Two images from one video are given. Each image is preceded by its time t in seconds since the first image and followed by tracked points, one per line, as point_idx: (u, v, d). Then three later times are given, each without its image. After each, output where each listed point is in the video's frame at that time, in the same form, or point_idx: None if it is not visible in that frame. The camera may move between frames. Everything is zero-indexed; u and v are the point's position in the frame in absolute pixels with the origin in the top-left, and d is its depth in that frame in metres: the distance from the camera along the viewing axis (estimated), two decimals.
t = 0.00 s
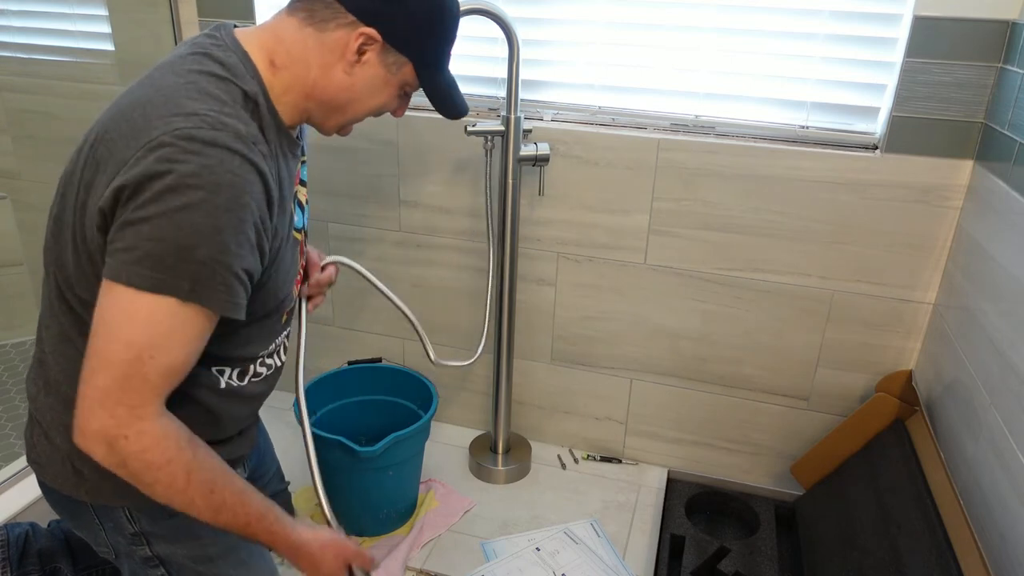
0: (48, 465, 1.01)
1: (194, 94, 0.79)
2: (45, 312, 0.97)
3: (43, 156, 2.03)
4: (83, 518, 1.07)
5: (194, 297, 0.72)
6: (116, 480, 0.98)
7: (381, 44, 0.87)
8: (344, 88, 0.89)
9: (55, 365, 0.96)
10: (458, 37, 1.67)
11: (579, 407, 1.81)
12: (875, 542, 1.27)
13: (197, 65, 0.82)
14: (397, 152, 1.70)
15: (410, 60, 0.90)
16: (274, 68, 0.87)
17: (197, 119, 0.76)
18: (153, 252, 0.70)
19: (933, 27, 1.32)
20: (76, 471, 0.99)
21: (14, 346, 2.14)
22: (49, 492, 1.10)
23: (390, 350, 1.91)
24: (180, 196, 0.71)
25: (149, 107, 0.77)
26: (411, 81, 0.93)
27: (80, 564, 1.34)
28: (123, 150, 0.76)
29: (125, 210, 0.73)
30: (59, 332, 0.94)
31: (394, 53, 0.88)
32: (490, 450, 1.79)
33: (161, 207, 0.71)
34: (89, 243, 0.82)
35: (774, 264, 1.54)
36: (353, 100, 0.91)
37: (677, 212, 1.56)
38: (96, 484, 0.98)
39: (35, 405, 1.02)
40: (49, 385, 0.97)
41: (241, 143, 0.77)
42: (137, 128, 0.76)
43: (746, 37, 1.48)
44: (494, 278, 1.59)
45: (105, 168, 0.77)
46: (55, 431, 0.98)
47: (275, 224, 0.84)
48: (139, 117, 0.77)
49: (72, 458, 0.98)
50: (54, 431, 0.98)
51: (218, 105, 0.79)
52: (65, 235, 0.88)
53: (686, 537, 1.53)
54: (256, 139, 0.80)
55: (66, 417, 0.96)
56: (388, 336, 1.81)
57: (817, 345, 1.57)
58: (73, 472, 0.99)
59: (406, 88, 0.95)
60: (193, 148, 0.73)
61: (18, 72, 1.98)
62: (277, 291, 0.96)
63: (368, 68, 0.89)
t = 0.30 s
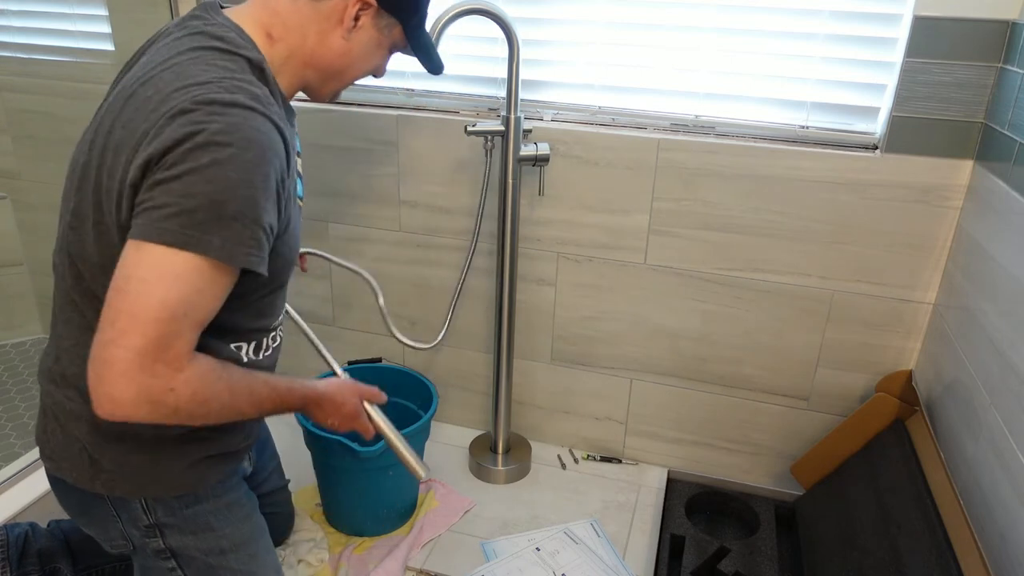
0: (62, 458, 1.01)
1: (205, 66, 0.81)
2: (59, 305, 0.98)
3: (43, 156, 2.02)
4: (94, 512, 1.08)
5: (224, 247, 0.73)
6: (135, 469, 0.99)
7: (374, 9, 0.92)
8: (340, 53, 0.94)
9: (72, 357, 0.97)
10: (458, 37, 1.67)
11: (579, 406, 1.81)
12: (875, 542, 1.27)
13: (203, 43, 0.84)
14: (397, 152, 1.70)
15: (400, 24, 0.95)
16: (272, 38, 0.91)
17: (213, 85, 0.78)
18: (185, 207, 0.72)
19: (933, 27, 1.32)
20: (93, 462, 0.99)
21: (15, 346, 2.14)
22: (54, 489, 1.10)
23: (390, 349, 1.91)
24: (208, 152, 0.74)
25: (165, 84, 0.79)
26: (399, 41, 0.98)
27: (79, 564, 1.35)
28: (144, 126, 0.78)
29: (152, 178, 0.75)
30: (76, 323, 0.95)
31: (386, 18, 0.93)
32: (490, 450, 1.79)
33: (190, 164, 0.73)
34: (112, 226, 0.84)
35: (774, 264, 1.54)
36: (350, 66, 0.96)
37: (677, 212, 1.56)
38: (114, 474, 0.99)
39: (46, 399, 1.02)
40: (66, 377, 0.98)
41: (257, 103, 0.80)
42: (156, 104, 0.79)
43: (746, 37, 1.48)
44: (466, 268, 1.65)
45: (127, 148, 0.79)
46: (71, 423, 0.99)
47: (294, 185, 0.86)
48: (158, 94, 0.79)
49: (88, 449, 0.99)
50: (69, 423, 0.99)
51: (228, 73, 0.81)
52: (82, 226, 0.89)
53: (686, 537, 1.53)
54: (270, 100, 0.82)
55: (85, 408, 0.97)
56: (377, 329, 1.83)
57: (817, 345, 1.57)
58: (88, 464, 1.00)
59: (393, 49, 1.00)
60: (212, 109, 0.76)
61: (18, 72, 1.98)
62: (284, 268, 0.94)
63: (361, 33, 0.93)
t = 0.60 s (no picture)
0: (70, 454, 1.03)
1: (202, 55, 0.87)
2: (65, 302, 0.99)
3: (43, 156, 2.02)
4: (99, 508, 1.08)
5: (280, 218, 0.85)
6: (144, 461, 1.01)
7: None
8: (315, 25, 1.01)
9: (80, 352, 0.99)
10: (458, 37, 1.67)
11: (579, 406, 1.81)
12: (875, 542, 1.27)
13: (189, 34, 0.90)
14: (396, 152, 1.70)
15: None
16: (252, 16, 0.97)
17: (220, 70, 0.85)
18: (250, 195, 0.83)
19: (933, 27, 1.32)
20: (102, 456, 1.01)
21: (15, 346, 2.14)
22: (60, 486, 1.11)
23: (390, 349, 1.91)
24: (247, 136, 0.83)
25: (173, 79, 0.85)
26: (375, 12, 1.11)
27: (79, 564, 1.35)
28: (165, 122, 0.84)
29: (194, 171, 0.83)
30: (85, 318, 0.98)
31: None
32: (490, 450, 1.79)
33: (238, 154, 0.83)
34: (141, 220, 0.89)
35: (774, 264, 1.54)
36: (327, 35, 1.03)
37: (677, 212, 1.56)
38: (124, 466, 1.01)
39: (52, 396, 1.04)
40: (74, 372, 0.99)
41: (262, 77, 0.88)
42: (169, 100, 0.84)
43: (746, 37, 1.48)
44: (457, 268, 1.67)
45: (155, 147, 0.85)
46: (80, 418, 1.01)
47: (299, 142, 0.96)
48: (168, 91, 0.85)
49: (98, 442, 1.01)
50: (78, 418, 1.01)
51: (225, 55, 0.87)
52: (95, 224, 0.92)
53: (686, 537, 1.53)
54: (268, 71, 0.90)
55: (93, 402, 0.99)
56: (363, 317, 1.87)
57: (817, 345, 1.57)
58: (97, 458, 1.01)
59: (365, 18, 1.10)
60: (232, 93, 0.83)
61: (18, 72, 1.98)
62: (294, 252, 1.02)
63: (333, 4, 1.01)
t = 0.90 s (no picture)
0: (78, 450, 1.02)
1: (231, 59, 0.89)
2: (74, 300, 0.98)
3: (43, 156, 2.02)
4: (104, 503, 1.07)
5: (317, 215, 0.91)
6: (155, 455, 1.02)
7: None
8: (315, 25, 1.02)
9: (93, 348, 0.99)
10: (458, 37, 1.66)
11: (579, 406, 1.81)
12: (875, 542, 1.27)
13: (213, 36, 0.91)
14: (396, 152, 1.70)
15: None
16: (256, 16, 0.98)
17: (256, 74, 0.89)
18: (294, 195, 0.89)
19: (933, 27, 1.32)
20: (113, 451, 1.01)
21: (15, 346, 2.14)
22: (63, 485, 1.10)
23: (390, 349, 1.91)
24: (290, 140, 0.88)
25: (208, 82, 0.87)
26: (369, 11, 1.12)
27: (79, 564, 1.35)
28: (204, 124, 0.86)
29: (237, 174, 0.87)
30: (97, 315, 0.97)
31: None
32: (490, 450, 1.79)
33: (283, 156, 0.88)
34: (174, 218, 0.91)
35: (773, 264, 1.54)
36: (327, 34, 1.04)
37: (677, 212, 1.56)
38: (135, 461, 1.02)
39: (59, 393, 1.03)
40: (85, 368, 0.99)
41: (292, 81, 0.92)
42: (206, 102, 0.86)
43: (746, 37, 1.48)
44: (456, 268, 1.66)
45: (192, 148, 0.87)
46: (90, 414, 1.00)
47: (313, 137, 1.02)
48: (204, 93, 0.87)
49: (109, 438, 1.01)
50: (87, 414, 1.01)
51: (253, 59, 0.90)
52: (118, 222, 0.92)
53: (685, 537, 1.54)
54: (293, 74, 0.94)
55: (106, 397, 1.00)
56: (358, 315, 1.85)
57: (817, 345, 1.57)
58: (108, 453, 1.02)
59: (360, 16, 1.12)
60: (272, 98, 0.87)
61: (18, 72, 1.98)
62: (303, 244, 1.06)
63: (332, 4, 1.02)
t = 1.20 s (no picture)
0: (80, 449, 1.02)
1: (235, 55, 0.90)
2: (76, 298, 0.98)
3: (43, 156, 2.02)
4: (106, 502, 1.07)
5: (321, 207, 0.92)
6: (158, 453, 1.02)
7: None
8: (315, 30, 1.02)
9: (95, 346, 0.99)
10: (459, 37, 1.66)
11: (579, 406, 1.81)
12: (875, 542, 1.27)
13: (218, 34, 0.92)
14: (396, 152, 1.70)
15: None
16: (258, 19, 0.98)
17: (260, 70, 0.89)
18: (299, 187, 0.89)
19: (933, 27, 1.32)
20: (115, 450, 1.01)
21: (15, 346, 2.14)
22: (63, 485, 1.10)
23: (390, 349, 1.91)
24: (295, 133, 0.89)
25: (213, 76, 0.87)
26: (364, 18, 1.13)
27: (79, 563, 1.35)
28: (209, 117, 0.87)
29: (242, 167, 0.87)
30: (101, 313, 0.97)
31: None
32: (490, 450, 1.79)
33: (288, 149, 0.88)
34: (178, 212, 0.91)
35: (773, 264, 1.54)
36: (326, 39, 1.04)
37: (677, 212, 1.56)
38: (138, 459, 1.02)
39: (61, 393, 1.02)
40: (87, 366, 0.99)
41: (296, 77, 0.93)
42: (211, 96, 0.87)
43: (746, 37, 1.48)
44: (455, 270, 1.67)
45: (198, 141, 0.87)
46: (92, 412, 1.00)
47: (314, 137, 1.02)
48: (209, 87, 0.87)
49: (111, 436, 1.01)
50: (89, 413, 1.00)
51: (256, 56, 0.91)
52: (123, 217, 0.92)
53: (686, 537, 1.53)
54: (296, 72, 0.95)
55: (109, 395, 1.00)
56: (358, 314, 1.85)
57: (817, 345, 1.57)
58: (110, 452, 1.02)
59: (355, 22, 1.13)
60: (278, 92, 0.88)
61: (18, 72, 1.98)
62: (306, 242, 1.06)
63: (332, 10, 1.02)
